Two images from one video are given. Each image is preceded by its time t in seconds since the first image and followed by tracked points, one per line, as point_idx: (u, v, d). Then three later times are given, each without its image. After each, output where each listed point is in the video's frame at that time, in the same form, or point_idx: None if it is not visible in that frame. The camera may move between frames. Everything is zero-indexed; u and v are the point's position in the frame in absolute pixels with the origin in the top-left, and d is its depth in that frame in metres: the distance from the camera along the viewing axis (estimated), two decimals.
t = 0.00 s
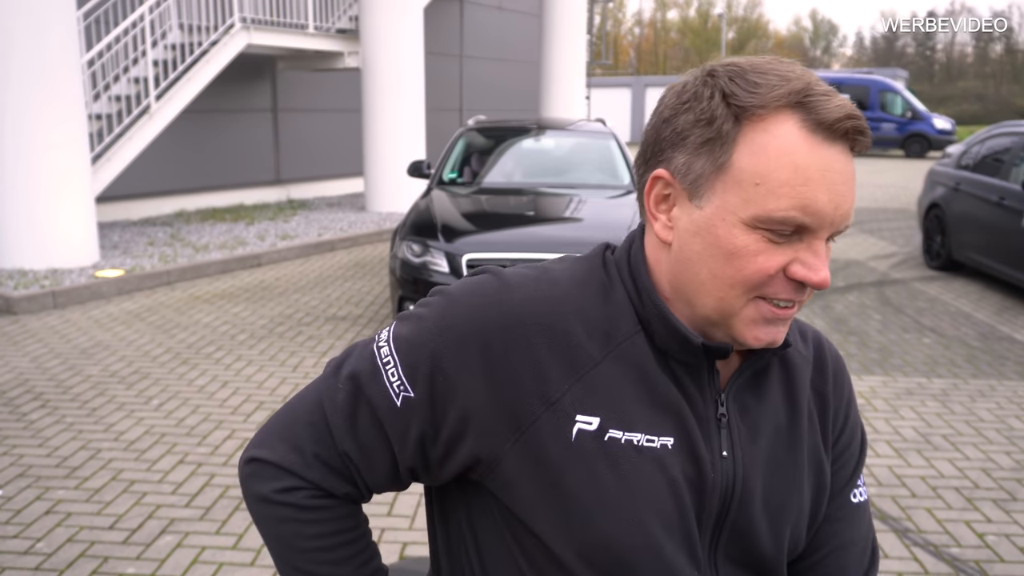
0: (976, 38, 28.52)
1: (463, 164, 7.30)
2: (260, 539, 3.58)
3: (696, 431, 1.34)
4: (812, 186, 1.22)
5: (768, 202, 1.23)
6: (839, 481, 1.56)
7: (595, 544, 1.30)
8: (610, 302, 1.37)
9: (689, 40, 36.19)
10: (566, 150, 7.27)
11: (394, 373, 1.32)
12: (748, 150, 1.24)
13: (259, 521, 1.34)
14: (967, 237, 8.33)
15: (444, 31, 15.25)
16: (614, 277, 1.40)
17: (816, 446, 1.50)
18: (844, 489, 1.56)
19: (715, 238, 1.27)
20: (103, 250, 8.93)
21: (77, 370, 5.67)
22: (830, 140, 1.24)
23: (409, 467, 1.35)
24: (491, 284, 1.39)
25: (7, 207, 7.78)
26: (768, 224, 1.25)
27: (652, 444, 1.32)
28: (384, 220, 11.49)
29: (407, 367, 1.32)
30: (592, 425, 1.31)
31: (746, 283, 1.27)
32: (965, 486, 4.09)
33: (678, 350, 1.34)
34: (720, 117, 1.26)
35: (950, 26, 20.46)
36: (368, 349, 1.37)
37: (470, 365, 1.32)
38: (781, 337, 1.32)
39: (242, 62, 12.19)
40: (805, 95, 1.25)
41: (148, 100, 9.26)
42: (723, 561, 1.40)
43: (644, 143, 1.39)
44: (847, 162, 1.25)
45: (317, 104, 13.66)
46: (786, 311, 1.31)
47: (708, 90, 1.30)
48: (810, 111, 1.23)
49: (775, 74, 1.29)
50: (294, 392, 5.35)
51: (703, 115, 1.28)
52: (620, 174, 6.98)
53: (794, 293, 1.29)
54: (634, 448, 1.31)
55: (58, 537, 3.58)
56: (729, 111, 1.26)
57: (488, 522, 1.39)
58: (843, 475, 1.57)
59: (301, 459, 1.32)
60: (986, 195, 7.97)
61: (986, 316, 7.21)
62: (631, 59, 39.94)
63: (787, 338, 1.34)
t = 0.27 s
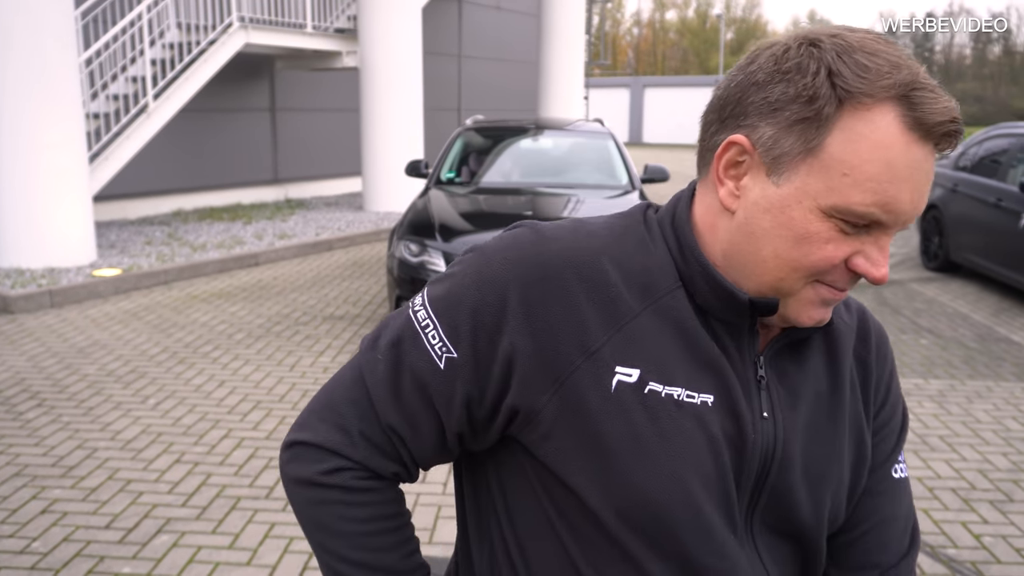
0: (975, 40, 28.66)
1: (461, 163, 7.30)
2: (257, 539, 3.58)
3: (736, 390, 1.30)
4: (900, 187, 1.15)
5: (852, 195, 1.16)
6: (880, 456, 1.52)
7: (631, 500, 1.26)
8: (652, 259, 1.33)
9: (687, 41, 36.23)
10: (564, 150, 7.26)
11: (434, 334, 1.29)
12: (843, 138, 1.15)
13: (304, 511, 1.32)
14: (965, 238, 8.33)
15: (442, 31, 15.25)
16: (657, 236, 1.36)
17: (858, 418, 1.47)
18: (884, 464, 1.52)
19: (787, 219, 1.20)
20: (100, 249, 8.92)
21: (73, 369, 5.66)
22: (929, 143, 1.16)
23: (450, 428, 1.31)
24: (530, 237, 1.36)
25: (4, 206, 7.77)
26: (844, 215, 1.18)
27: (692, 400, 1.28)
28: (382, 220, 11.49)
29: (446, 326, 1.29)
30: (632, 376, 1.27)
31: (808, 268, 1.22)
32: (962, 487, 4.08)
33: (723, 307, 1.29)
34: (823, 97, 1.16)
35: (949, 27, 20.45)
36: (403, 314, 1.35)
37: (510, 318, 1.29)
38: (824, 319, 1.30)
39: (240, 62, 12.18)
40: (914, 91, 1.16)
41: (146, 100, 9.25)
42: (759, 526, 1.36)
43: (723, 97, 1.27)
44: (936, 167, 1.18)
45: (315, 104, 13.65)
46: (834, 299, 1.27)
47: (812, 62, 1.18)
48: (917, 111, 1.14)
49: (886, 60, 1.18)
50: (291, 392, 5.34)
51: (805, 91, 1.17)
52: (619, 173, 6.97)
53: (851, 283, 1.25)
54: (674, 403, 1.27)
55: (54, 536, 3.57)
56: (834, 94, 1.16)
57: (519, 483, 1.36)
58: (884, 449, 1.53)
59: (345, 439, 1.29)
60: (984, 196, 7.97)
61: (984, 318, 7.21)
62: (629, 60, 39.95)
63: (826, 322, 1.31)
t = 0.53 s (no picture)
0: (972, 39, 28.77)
1: (458, 163, 7.29)
2: (254, 540, 3.57)
3: (766, 386, 1.26)
4: (953, 204, 1.14)
5: (906, 206, 1.13)
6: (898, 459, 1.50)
7: (661, 491, 1.22)
8: (688, 245, 1.29)
9: (685, 40, 36.26)
10: (561, 150, 7.26)
11: (468, 316, 1.24)
12: (905, 147, 1.12)
13: (325, 492, 1.25)
14: (963, 237, 8.33)
15: (440, 31, 15.24)
16: (693, 223, 1.31)
17: (879, 421, 1.45)
18: (903, 466, 1.50)
19: (836, 222, 1.17)
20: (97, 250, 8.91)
21: (70, 370, 5.65)
22: (987, 163, 1.14)
23: (482, 413, 1.26)
24: (566, 219, 1.32)
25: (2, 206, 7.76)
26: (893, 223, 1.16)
27: (725, 392, 1.24)
28: (379, 220, 11.49)
29: (483, 307, 1.25)
30: (667, 365, 1.23)
31: (848, 273, 1.19)
32: (960, 485, 4.09)
33: (758, 299, 1.25)
34: (893, 105, 1.12)
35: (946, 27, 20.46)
36: (433, 292, 1.30)
37: (551, 305, 1.25)
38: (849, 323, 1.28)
39: (237, 62, 12.17)
40: (982, 108, 1.13)
41: (143, 100, 9.24)
42: (780, 525, 1.32)
43: (782, 88, 1.22)
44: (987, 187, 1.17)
45: (313, 104, 13.64)
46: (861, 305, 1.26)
47: (886, 66, 1.14)
48: (983, 132, 1.12)
49: (958, 73, 1.15)
50: (288, 392, 5.34)
51: (876, 97, 1.13)
52: (616, 173, 6.97)
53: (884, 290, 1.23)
54: (707, 395, 1.23)
55: (51, 537, 3.57)
56: (906, 103, 1.12)
57: (544, 469, 1.32)
58: (903, 452, 1.50)
59: (371, 420, 1.23)
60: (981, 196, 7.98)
61: (981, 316, 7.22)
62: (627, 59, 39.95)
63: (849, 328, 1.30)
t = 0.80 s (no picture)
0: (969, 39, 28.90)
1: (455, 163, 7.28)
2: (251, 540, 3.57)
3: (783, 385, 1.24)
4: (971, 207, 1.13)
5: (923, 207, 1.13)
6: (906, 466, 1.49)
7: (676, 485, 1.20)
8: (706, 244, 1.28)
9: (681, 40, 36.29)
10: (558, 150, 7.26)
11: (488, 308, 1.23)
12: (925, 149, 1.11)
13: (337, 488, 1.23)
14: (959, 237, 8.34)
15: (436, 30, 15.24)
16: (711, 223, 1.31)
17: (891, 430, 1.44)
18: (912, 474, 1.50)
19: (852, 223, 1.17)
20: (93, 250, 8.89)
21: (66, 370, 5.64)
22: (1006, 167, 1.13)
23: (500, 406, 1.24)
24: (587, 212, 1.31)
25: None
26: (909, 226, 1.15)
27: (742, 389, 1.22)
28: (376, 220, 11.48)
29: (501, 299, 1.23)
30: (685, 359, 1.22)
31: (862, 272, 1.19)
32: (956, 485, 4.09)
33: (774, 298, 1.24)
34: (914, 107, 1.11)
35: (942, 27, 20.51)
36: (449, 282, 1.27)
37: (571, 296, 1.23)
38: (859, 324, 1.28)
39: (233, 62, 12.15)
40: (1004, 113, 1.12)
41: (139, 100, 9.22)
42: (791, 526, 1.31)
43: (804, 90, 1.22)
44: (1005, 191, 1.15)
45: (310, 104, 13.63)
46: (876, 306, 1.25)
47: (909, 69, 1.13)
48: (1003, 136, 1.11)
49: (982, 77, 1.13)
50: (285, 392, 5.34)
51: (897, 98, 1.12)
52: (613, 173, 6.97)
53: (898, 294, 1.22)
54: (725, 390, 1.21)
55: (47, 538, 3.56)
56: (928, 105, 1.11)
57: (556, 464, 1.30)
58: (911, 460, 1.50)
59: (386, 414, 1.21)
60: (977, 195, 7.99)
61: (977, 316, 7.23)
62: (623, 59, 39.91)
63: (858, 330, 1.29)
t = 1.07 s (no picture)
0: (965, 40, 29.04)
1: (451, 163, 7.28)
2: (247, 540, 3.56)
3: (793, 389, 1.23)
4: (931, 140, 1.11)
5: (882, 143, 1.13)
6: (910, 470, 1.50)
7: (693, 492, 1.16)
8: (721, 247, 1.25)
9: (678, 40, 36.31)
10: (554, 149, 7.25)
11: (506, 312, 1.16)
12: (879, 87, 1.14)
13: (352, 502, 1.15)
14: (955, 237, 8.36)
15: (433, 30, 15.23)
16: (720, 225, 1.28)
17: (899, 435, 1.43)
18: (915, 478, 1.50)
19: (819, 170, 1.17)
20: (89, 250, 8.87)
21: (61, 371, 5.63)
22: (971, 104, 1.11)
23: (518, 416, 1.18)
24: (603, 212, 1.25)
25: None
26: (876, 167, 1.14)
27: (757, 394, 1.19)
28: (373, 220, 11.48)
29: (519, 303, 1.16)
30: (703, 364, 1.17)
31: (833, 220, 1.17)
32: (952, 484, 4.10)
33: (783, 300, 1.22)
34: (868, 55, 1.16)
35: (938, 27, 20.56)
36: (462, 287, 1.20)
37: (588, 295, 1.18)
38: (852, 296, 1.22)
39: (229, 62, 12.14)
40: (963, 56, 1.13)
41: (135, 100, 9.21)
42: (800, 530, 1.29)
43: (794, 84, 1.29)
44: (981, 133, 1.12)
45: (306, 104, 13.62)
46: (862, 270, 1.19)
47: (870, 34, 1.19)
48: (962, 71, 1.11)
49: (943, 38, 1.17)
50: (281, 392, 5.33)
51: (854, 52, 1.18)
52: (609, 173, 6.97)
53: (883, 253, 1.17)
54: (741, 395, 1.18)
55: (42, 539, 3.55)
56: (880, 52, 1.15)
57: (568, 474, 1.23)
58: (911, 464, 1.51)
59: (405, 427, 1.13)
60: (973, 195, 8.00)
61: (973, 315, 7.25)
62: (620, 58, 39.91)
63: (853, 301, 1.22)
